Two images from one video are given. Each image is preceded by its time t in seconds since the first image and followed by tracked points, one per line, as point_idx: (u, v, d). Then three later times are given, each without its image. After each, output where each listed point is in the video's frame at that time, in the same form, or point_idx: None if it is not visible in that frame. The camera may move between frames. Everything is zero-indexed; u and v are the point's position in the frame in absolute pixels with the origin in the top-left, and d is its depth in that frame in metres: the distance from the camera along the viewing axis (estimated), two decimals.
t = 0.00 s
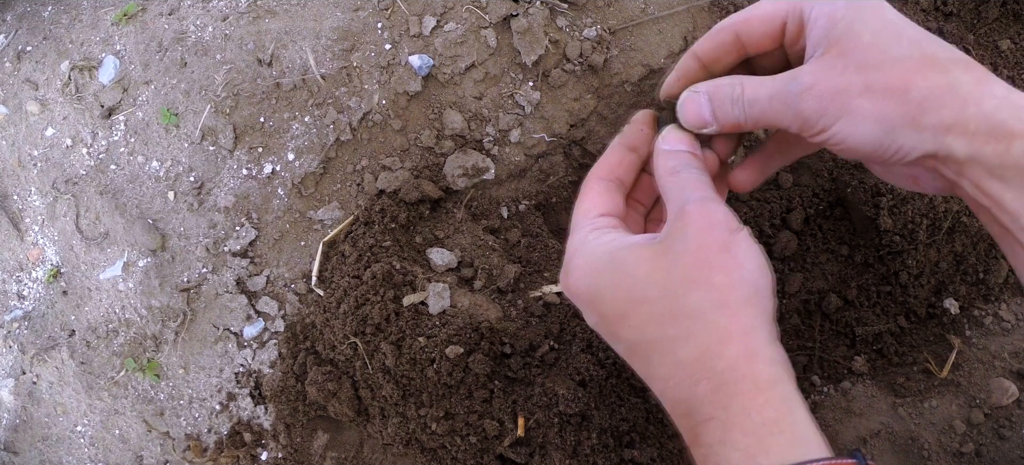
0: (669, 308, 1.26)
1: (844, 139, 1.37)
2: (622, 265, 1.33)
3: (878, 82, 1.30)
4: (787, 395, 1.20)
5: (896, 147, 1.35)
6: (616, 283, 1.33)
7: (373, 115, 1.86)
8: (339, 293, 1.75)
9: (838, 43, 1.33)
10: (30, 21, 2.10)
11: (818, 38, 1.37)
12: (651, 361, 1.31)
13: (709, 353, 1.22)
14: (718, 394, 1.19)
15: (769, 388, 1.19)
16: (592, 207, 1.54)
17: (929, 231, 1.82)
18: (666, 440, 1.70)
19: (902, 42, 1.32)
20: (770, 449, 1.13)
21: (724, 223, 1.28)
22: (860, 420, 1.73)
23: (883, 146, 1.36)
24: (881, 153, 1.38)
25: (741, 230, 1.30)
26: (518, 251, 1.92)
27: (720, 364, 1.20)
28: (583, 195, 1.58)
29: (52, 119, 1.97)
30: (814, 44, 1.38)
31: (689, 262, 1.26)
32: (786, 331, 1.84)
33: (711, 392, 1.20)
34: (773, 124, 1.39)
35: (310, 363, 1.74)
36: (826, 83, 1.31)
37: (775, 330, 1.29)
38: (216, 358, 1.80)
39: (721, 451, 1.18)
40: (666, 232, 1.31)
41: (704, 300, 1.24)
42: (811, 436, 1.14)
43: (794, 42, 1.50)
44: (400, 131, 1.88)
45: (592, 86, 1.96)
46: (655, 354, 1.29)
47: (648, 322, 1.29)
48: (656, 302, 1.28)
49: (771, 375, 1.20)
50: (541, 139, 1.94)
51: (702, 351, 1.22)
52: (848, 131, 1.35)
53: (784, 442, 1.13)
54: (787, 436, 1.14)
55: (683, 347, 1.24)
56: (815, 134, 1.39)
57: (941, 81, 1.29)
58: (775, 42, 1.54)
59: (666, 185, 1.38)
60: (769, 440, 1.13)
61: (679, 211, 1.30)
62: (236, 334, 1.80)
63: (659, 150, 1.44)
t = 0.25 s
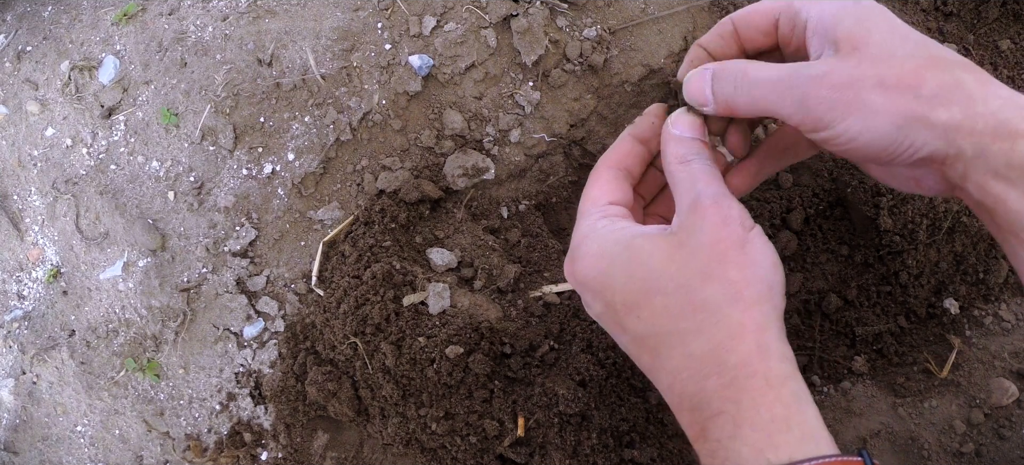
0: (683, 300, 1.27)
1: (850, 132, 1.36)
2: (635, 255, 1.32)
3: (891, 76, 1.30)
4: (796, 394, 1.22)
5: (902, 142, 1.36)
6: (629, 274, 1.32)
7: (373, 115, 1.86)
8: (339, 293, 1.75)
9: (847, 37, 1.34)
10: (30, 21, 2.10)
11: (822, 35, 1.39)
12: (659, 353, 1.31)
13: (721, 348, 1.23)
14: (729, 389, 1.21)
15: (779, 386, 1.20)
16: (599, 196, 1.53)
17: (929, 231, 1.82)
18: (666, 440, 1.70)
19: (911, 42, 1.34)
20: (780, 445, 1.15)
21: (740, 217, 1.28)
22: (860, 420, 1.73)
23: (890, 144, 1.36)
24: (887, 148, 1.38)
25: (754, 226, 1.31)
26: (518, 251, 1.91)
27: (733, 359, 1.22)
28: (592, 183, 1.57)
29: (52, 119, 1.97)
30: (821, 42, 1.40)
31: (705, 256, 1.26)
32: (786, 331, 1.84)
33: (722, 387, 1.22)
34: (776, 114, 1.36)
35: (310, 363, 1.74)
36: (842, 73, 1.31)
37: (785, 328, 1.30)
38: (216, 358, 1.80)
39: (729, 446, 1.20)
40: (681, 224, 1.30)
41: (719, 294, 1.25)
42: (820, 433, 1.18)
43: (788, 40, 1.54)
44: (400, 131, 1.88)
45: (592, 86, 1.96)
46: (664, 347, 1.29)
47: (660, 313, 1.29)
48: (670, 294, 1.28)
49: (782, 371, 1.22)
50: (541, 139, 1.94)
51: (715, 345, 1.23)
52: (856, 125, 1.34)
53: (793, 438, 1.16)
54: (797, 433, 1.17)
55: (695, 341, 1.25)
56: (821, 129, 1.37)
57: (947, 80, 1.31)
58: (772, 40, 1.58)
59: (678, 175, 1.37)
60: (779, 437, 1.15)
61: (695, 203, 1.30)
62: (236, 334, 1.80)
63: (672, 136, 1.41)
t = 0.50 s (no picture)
0: (685, 296, 1.27)
1: (848, 134, 1.35)
2: (638, 251, 1.33)
3: (891, 81, 1.30)
4: (799, 391, 1.20)
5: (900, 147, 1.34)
6: (632, 269, 1.33)
7: (373, 115, 1.86)
8: (339, 293, 1.75)
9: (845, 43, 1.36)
10: (30, 21, 2.10)
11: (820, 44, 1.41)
12: (662, 350, 1.31)
13: (723, 343, 1.23)
14: (731, 385, 1.20)
15: (781, 382, 1.20)
16: (603, 192, 1.53)
17: (929, 231, 1.82)
18: (666, 440, 1.70)
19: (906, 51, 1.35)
20: (781, 442, 1.14)
21: (743, 213, 1.29)
22: (860, 420, 1.73)
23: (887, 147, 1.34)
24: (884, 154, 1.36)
25: (758, 222, 1.31)
26: (518, 251, 1.91)
27: (734, 355, 1.21)
28: (595, 178, 1.57)
29: (52, 119, 1.97)
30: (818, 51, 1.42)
31: (707, 251, 1.26)
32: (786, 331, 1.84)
33: (723, 383, 1.21)
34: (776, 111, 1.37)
35: (310, 363, 1.74)
36: (845, 77, 1.31)
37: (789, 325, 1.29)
38: (216, 358, 1.80)
39: (729, 442, 1.19)
40: (684, 219, 1.31)
41: (721, 289, 1.25)
42: (822, 432, 1.16)
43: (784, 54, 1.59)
44: (400, 131, 1.88)
45: (592, 86, 1.96)
46: (667, 343, 1.29)
47: (663, 309, 1.29)
48: (672, 289, 1.28)
49: (784, 368, 1.21)
50: (541, 139, 1.94)
51: (717, 340, 1.23)
52: (854, 126, 1.33)
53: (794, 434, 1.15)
54: (799, 430, 1.15)
55: (697, 336, 1.25)
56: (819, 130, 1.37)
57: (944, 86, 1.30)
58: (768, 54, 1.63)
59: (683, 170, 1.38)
60: (780, 433, 1.14)
61: (699, 199, 1.30)
62: (236, 334, 1.80)
63: (679, 130, 1.43)
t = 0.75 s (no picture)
0: (679, 299, 1.27)
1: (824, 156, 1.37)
2: (631, 257, 1.33)
3: (870, 105, 1.32)
4: (797, 388, 1.21)
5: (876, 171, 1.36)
6: (626, 275, 1.33)
7: (373, 115, 1.86)
8: (339, 293, 1.75)
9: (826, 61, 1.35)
10: (30, 21, 2.10)
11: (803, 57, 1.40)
12: (660, 354, 1.31)
13: (720, 344, 1.23)
14: (729, 387, 1.20)
15: (779, 381, 1.20)
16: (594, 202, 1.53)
17: (929, 231, 1.82)
18: (666, 440, 1.70)
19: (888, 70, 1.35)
20: (782, 442, 1.14)
21: (734, 213, 1.30)
22: (860, 420, 1.73)
23: (870, 169, 1.36)
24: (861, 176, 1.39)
25: (750, 221, 1.32)
26: (518, 251, 1.91)
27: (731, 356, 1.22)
28: (581, 191, 1.57)
29: (52, 119, 1.97)
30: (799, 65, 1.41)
31: (700, 252, 1.27)
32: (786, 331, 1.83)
33: (722, 385, 1.21)
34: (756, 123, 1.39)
35: (310, 362, 1.74)
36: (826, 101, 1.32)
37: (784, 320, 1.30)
38: (216, 358, 1.80)
39: (731, 445, 1.19)
40: (676, 222, 1.31)
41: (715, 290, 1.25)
42: (822, 429, 1.16)
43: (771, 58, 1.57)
44: (400, 131, 1.88)
45: (592, 86, 1.96)
46: (664, 346, 1.29)
47: (658, 313, 1.29)
48: (667, 293, 1.28)
49: (781, 366, 1.21)
50: (541, 139, 1.94)
51: (713, 342, 1.23)
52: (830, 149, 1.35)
53: (795, 434, 1.15)
54: (799, 429, 1.15)
55: (693, 339, 1.25)
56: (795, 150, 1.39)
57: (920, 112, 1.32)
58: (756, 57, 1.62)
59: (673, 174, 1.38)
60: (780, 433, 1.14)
61: (690, 200, 1.31)
62: (236, 334, 1.80)
63: (667, 139, 1.43)
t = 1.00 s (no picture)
0: (680, 303, 1.26)
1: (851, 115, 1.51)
2: (630, 262, 1.31)
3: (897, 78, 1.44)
4: (796, 389, 1.22)
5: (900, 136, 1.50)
6: (625, 280, 1.31)
7: (373, 115, 1.86)
8: (339, 293, 1.75)
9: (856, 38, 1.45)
10: (30, 21, 2.10)
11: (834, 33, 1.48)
12: (659, 358, 1.30)
13: (721, 347, 1.22)
14: (731, 390, 1.20)
15: (780, 381, 1.20)
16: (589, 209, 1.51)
17: (929, 231, 1.82)
18: (666, 440, 1.70)
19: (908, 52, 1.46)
20: (783, 442, 1.15)
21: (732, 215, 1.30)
22: (861, 420, 1.74)
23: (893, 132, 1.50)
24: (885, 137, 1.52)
25: (747, 225, 1.32)
26: (518, 251, 1.91)
27: (732, 358, 1.21)
28: (576, 197, 1.55)
29: (51, 119, 1.97)
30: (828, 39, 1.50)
31: (699, 256, 1.26)
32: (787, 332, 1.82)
33: (723, 388, 1.21)
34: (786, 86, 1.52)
35: (310, 363, 1.74)
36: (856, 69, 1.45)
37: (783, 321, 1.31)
38: (216, 358, 1.80)
39: (734, 446, 1.19)
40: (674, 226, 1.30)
41: (715, 293, 1.25)
42: (821, 429, 1.17)
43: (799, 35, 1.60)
44: (401, 131, 1.88)
45: (592, 86, 1.96)
46: (664, 351, 1.28)
47: (658, 318, 1.28)
48: (666, 297, 1.27)
49: (781, 367, 1.22)
50: (541, 139, 1.94)
51: (714, 345, 1.22)
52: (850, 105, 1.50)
53: (796, 434, 1.16)
54: (801, 430, 1.16)
55: (693, 343, 1.24)
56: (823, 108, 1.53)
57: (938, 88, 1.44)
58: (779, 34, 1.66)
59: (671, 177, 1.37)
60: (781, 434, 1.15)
61: (688, 204, 1.30)
62: (236, 334, 1.80)
63: (667, 143, 1.42)
